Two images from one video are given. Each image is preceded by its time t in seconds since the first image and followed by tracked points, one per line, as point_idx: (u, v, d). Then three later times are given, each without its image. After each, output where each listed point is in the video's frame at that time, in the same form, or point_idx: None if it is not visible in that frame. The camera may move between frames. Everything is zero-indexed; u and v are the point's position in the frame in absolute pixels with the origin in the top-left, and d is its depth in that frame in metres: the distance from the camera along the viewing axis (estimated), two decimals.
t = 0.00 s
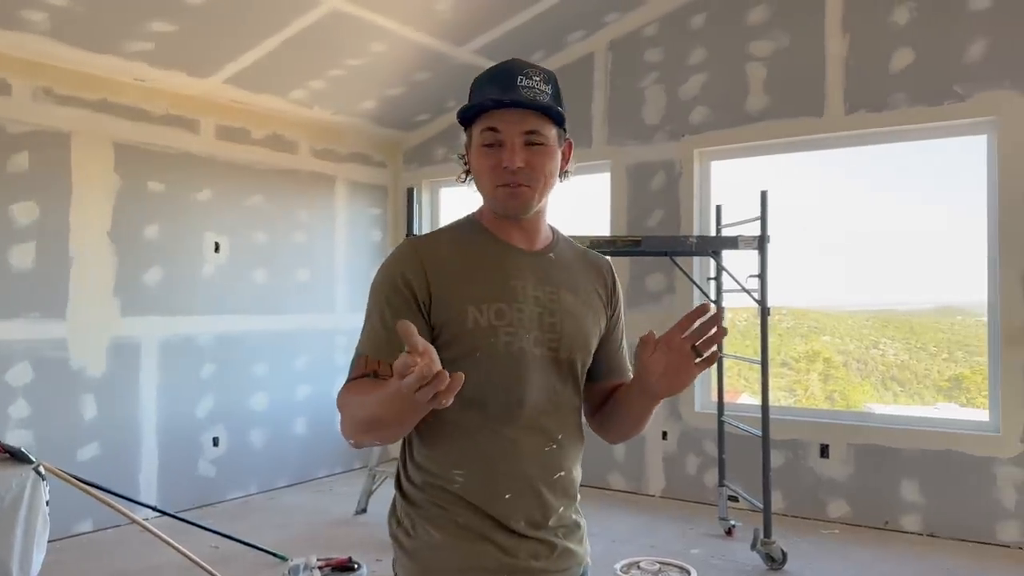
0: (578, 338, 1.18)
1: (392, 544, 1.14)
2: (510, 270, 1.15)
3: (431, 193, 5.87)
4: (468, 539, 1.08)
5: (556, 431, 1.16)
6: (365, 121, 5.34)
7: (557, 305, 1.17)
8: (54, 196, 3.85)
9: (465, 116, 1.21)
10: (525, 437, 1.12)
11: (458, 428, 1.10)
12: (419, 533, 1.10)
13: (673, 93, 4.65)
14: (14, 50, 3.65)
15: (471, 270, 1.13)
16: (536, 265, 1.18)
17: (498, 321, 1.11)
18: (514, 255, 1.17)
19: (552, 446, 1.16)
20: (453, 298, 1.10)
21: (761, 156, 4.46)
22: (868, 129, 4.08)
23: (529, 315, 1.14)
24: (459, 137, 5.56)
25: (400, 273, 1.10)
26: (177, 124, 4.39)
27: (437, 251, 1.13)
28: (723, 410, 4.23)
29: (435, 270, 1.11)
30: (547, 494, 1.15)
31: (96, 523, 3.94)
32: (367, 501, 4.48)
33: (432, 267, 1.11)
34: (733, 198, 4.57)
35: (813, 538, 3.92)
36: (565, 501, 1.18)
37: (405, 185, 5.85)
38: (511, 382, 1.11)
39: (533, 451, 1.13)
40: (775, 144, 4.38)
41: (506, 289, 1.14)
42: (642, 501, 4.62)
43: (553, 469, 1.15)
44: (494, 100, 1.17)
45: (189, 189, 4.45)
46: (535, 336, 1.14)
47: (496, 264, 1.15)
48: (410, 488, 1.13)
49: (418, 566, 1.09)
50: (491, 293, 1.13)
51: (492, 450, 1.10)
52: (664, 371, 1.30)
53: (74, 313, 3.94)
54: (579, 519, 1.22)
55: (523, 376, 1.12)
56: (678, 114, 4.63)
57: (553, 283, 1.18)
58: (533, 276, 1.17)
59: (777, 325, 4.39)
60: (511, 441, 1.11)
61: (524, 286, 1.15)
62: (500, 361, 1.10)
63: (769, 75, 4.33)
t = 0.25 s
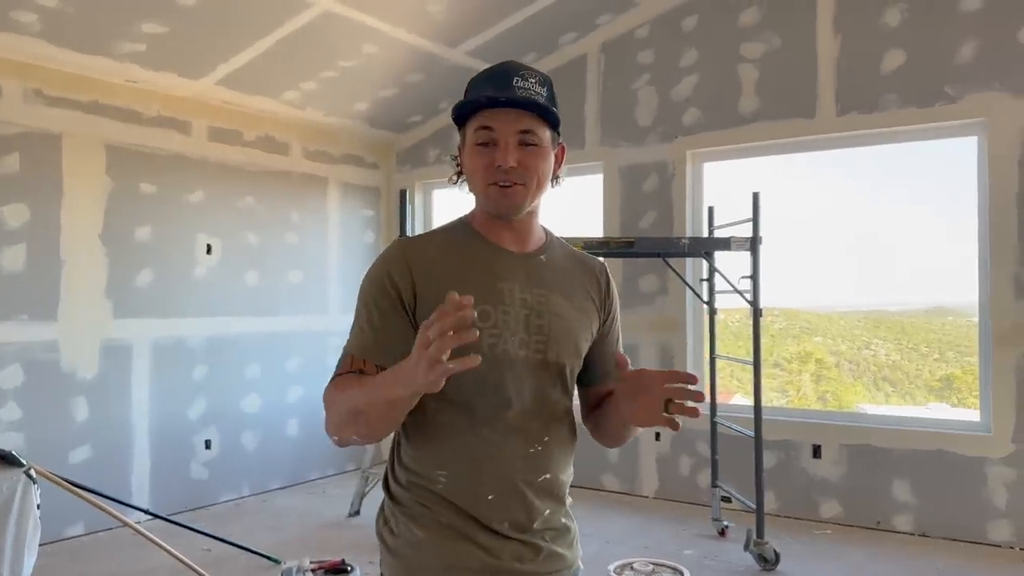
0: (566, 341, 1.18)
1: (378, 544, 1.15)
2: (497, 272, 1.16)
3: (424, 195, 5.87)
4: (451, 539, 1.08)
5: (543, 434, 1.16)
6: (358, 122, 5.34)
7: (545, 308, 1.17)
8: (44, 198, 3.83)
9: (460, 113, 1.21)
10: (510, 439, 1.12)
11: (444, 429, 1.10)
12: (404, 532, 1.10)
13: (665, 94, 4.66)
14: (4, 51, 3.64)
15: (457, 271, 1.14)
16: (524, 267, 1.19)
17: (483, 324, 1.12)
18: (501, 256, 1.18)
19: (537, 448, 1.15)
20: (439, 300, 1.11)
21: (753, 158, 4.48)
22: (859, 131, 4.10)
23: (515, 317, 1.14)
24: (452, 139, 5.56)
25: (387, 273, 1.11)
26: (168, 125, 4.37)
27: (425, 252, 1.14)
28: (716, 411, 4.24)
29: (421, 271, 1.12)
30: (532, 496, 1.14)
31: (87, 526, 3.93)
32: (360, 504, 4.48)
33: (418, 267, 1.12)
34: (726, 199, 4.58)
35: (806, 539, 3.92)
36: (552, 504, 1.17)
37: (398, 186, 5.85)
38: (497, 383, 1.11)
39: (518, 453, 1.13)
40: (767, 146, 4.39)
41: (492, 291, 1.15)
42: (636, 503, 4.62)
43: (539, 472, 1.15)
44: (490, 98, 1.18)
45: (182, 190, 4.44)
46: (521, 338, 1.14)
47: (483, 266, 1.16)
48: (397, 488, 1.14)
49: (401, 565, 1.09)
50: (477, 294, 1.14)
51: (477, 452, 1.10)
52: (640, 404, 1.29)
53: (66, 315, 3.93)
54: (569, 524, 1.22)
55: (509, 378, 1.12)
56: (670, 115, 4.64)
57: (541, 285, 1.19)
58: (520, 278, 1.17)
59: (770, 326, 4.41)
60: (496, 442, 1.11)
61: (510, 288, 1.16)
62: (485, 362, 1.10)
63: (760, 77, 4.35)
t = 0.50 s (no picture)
0: (552, 338, 1.17)
1: (367, 540, 1.17)
2: (481, 269, 1.16)
3: (420, 196, 5.87)
4: (430, 540, 1.09)
5: (528, 435, 1.15)
6: (353, 124, 5.33)
7: (529, 305, 1.17)
8: (38, 200, 3.82)
9: (455, 107, 1.21)
10: (493, 440, 1.12)
11: (426, 429, 1.11)
12: (387, 530, 1.12)
13: (661, 96, 4.66)
14: None
15: (441, 268, 1.14)
16: (507, 264, 1.19)
17: (464, 320, 1.12)
18: (485, 256, 1.18)
19: (526, 449, 1.14)
20: (422, 297, 1.11)
21: (748, 159, 4.49)
22: (854, 132, 4.10)
23: (497, 314, 1.14)
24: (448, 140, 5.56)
25: (370, 271, 1.12)
26: (163, 127, 4.36)
27: (409, 251, 1.14)
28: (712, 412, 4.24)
29: (405, 269, 1.12)
30: (516, 498, 1.14)
31: (82, 529, 3.91)
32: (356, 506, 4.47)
33: (403, 265, 1.12)
34: (721, 201, 4.58)
35: (803, 540, 3.92)
36: (539, 506, 1.17)
37: (394, 188, 5.85)
38: (479, 383, 1.11)
39: (501, 455, 1.12)
40: (762, 147, 4.40)
41: (475, 288, 1.15)
42: (632, 504, 4.62)
43: (523, 474, 1.14)
44: (487, 95, 1.18)
45: (177, 192, 4.43)
46: (504, 335, 1.13)
47: (466, 264, 1.16)
48: (384, 487, 1.15)
49: (384, 563, 1.11)
50: (460, 291, 1.13)
51: (458, 453, 1.11)
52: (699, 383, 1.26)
53: (60, 318, 3.92)
54: (559, 525, 1.21)
55: (490, 376, 1.11)
56: (666, 117, 4.64)
57: (526, 283, 1.18)
58: (504, 276, 1.17)
59: (766, 326, 4.41)
60: (477, 443, 1.11)
61: (493, 286, 1.16)
62: (467, 360, 1.10)
63: (756, 78, 4.35)
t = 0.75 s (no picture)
0: (538, 337, 1.17)
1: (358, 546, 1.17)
2: (464, 271, 1.17)
3: (419, 198, 5.87)
4: (419, 546, 1.10)
5: (517, 436, 1.15)
6: (352, 126, 5.34)
7: (512, 304, 1.17)
8: (37, 204, 3.82)
9: (434, 106, 1.21)
10: (481, 443, 1.12)
11: (413, 434, 1.12)
12: (376, 536, 1.12)
13: (659, 97, 4.67)
14: None
15: (423, 272, 1.15)
16: (490, 264, 1.19)
17: (446, 323, 1.12)
18: (468, 257, 1.18)
19: (515, 450, 1.14)
20: (402, 302, 1.12)
21: (747, 160, 4.49)
22: (853, 133, 4.11)
23: (480, 315, 1.15)
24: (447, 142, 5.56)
25: (347, 277, 1.13)
26: (162, 130, 4.37)
27: (390, 256, 1.15)
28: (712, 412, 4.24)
29: (386, 276, 1.13)
30: (505, 501, 1.14)
31: (83, 532, 3.91)
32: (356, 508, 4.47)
33: (381, 270, 1.13)
34: (720, 201, 4.59)
35: (803, 540, 3.93)
36: (530, 509, 1.16)
37: (393, 189, 5.85)
38: (464, 385, 1.11)
39: (489, 457, 1.12)
40: (761, 148, 4.40)
41: (458, 290, 1.15)
42: (632, 505, 4.62)
43: (512, 476, 1.14)
44: (468, 93, 1.18)
45: (176, 195, 4.43)
46: (488, 336, 1.14)
47: (449, 266, 1.17)
48: (374, 493, 1.16)
49: (374, 569, 1.11)
50: (442, 294, 1.14)
51: (444, 457, 1.11)
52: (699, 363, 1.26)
53: (60, 322, 3.92)
54: (551, 528, 1.21)
55: (474, 378, 1.12)
56: (664, 118, 4.64)
57: (510, 283, 1.19)
58: (487, 276, 1.18)
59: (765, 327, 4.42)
60: (464, 447, 1.11)
61: (476, 286, 1.17)
62: (451, 362, 1.11)
63: (754, 79, 4.36)
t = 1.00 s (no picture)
0: (520, 333, 1.17)
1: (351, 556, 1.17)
2: (443, 271, 1.16)
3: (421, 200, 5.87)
4: (410, 553, 1.09)
5: (504, 435, 1.14)
6: (354, 128, 5.34)
7: (493, 301, 1.17)
8: (39, 206, 3.82)
9: (409, 104, 1.21)
10: (467, 444, 1.11)
11: (398, 439, 1.11)
12: (368, 544, 1.12)
13: (660, 98, 4.67)
14: None
15: (403, 274, 1.15)
16: (470, 262, 1.19)
17: (426, 323, 1.12)
18: (448, 257, 1.18)
19: (504, 450, 1.14)
20: (382, 304, 1.12)
21: (748, 161, 4.50)
22: (854, 133, 4.11)
23: (461, 314, 1.14)
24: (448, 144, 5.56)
25: (328, 281, 1.14)
26: (164, 132, 4.37)
27: (369, 261, 1.15)
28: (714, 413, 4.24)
29: (367, 282, 1.14)
30: (497, 501, 1.13)
31: (86, 534, 3.92)
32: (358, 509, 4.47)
33: (359, 273, 1.14)
34: (722, 202, 4.59)
35: (805, 541, 3.92)
36: (522, 509, 1.15)
37: (395, 191, 5.85)
38: (447, 387, 1.11)
39: (477, 458, 1.11)
40: (762, 148, 4.40)
41: (438, 290, 1.15)
42: (635, 506, 4.62)
43: (501, 477, 1.13)
44: (443, 91, 1.18)
45: (178, 198, 4.44)
46: (469, 334, 1.13)
47: (429, 268, 1.16)
48: (363, 500, 1.15)
49: None
50: (422, 294, 1.14)
51: (431, 461, 1.10)
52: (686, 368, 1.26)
53: (63, 325, 3.92)
54: (546, 528, 1.20)
55: (456, 378, 1.11)
56: (666, 119, 4.65)
57: (490, 280, 1.18)
58: (467, 276, 1.17)
59: (767, 328, 4.42)
60: (451, 449, 1.10)
61: (455, 285, 1.16)
62: (433, 363, 1.10)
63: (755, 80, 4.36)
